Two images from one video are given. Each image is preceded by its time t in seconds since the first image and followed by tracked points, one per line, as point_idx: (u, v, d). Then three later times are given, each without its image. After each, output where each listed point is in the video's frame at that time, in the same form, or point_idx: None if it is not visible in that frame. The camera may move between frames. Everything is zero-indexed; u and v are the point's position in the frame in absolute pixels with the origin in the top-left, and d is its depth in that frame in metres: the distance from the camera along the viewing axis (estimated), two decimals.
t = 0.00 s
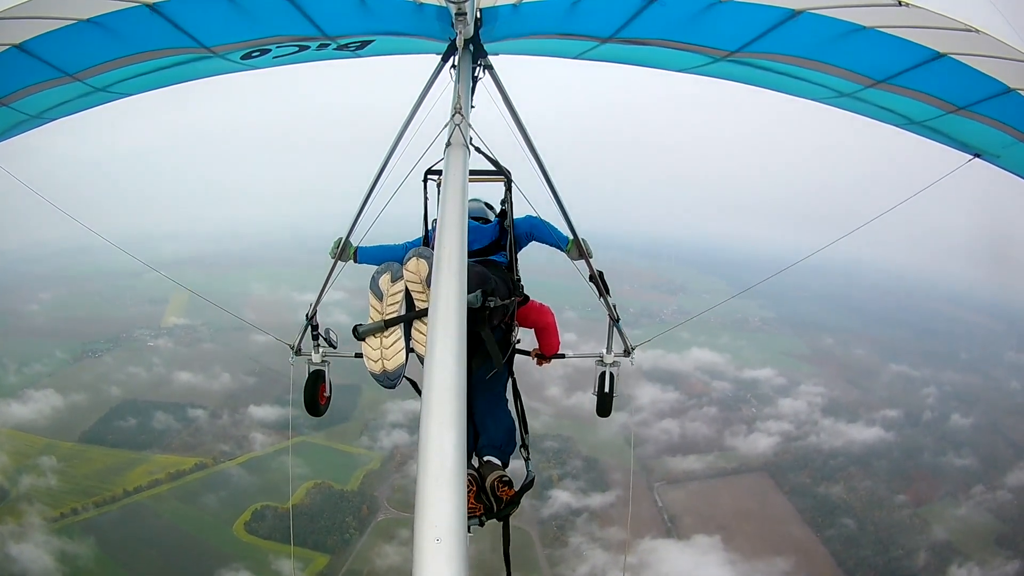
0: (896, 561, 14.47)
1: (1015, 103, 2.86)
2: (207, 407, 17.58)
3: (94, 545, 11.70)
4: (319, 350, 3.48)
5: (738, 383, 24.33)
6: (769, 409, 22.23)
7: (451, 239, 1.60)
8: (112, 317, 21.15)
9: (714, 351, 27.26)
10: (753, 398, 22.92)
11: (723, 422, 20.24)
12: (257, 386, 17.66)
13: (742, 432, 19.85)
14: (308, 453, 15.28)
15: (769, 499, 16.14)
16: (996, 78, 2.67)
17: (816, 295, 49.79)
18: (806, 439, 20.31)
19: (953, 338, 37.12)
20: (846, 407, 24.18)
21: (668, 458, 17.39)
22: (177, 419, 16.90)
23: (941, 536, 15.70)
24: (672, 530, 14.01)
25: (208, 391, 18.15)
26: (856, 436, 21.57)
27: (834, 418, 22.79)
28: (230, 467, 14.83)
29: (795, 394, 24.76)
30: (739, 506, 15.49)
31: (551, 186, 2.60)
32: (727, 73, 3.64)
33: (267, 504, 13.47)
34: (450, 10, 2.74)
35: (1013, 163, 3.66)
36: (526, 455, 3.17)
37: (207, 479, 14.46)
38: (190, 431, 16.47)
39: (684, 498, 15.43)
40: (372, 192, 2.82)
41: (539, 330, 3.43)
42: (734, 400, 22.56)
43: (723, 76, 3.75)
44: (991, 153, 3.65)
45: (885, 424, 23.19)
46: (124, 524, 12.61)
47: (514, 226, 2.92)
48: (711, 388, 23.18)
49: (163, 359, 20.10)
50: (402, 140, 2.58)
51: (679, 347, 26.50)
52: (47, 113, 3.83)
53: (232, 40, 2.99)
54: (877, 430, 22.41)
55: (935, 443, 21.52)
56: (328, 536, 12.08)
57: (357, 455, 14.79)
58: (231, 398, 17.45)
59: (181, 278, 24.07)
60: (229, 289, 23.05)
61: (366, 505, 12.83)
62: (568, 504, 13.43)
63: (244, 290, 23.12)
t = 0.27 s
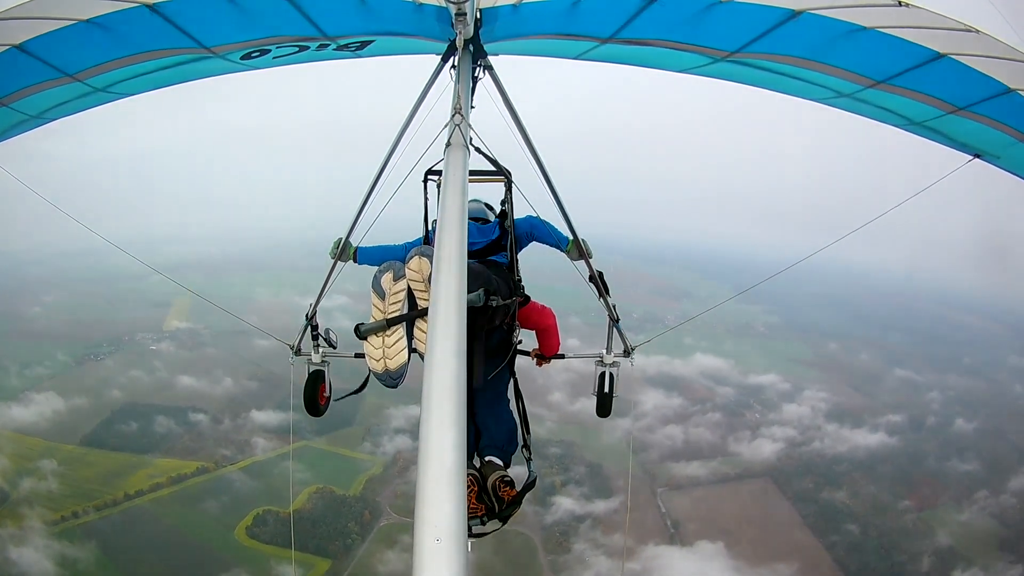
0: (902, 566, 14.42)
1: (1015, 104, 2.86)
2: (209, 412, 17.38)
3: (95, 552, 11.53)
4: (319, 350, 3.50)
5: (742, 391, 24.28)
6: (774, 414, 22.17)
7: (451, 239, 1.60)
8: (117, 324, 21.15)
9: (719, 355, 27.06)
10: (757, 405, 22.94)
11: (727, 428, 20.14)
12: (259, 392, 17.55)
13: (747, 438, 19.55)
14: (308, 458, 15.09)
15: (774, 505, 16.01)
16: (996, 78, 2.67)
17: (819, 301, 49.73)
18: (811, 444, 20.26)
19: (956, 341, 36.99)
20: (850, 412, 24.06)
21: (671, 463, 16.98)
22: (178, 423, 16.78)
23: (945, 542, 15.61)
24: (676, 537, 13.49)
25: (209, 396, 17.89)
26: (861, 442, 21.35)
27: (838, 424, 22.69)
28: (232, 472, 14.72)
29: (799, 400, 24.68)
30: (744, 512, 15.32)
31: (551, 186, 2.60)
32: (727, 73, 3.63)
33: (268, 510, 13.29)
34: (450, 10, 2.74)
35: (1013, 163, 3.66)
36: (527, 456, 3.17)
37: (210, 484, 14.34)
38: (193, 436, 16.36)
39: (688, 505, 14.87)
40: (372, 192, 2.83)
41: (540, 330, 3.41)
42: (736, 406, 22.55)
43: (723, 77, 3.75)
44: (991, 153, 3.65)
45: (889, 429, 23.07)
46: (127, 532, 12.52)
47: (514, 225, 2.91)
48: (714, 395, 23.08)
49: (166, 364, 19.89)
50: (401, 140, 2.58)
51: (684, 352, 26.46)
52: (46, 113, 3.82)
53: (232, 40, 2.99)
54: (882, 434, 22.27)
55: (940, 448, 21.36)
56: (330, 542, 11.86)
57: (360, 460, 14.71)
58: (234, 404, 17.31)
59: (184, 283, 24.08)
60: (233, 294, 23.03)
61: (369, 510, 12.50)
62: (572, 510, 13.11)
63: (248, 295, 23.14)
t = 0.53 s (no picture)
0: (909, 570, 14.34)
1: (1015, 104, 2.86)
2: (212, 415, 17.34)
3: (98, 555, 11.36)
4: (319, 350, 3.49)
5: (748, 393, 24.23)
6: (779, 417, 22.17)
7: (451, 240, 1.60)
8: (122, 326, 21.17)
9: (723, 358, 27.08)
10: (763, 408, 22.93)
11: (732, 430, 19.99)
12: (263, 395, 17.53)
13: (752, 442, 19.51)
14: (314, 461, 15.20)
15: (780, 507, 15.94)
16: (996, 78, 2.67)
17: (824, 305, 49.66)
18: (816, 447, 20.22)
19: (961, 344, 36.89)
20: (855, 415, 24.00)
21: (676, 467, 16.83)
22: (181, 426, 16.84)
23: (950, 545, 15.53)
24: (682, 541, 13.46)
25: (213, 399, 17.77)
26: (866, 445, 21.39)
27: (844, 427, 22.64)
28: (235, 475, 14.81)
29: (805, 403, 24.62)
30: (749, 514, 15.24)
31: (551, 186, 2.61)
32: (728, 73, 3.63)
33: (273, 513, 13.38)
34: (450, 10, 2.74)
35: (1013, 163, 3.66)
36: (524, 456, 3.17)
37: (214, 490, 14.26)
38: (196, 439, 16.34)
39: (694, 509, 14.80)
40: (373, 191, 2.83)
41: (539, 330, 3.41)
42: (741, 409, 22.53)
43: (724, 77, 3.75)
44: (992, 154, 3.65)
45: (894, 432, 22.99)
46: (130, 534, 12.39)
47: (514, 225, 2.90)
48: (719, 397, 23.07)
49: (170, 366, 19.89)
50: (401, 140, 2.58)
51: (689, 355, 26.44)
52: (46, 113, 3.83)
53: (232, 40, 2.99)
54: (887, 437, 22.18)
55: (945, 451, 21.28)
56: (333, 544, 11.73)
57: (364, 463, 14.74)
58: (237, 407, 17.30)
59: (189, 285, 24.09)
60: (237, 296, 23.02)
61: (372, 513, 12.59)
62: (578, 513, 13.02)
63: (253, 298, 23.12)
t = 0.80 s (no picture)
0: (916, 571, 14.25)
1: (1015, 104, 2.86)
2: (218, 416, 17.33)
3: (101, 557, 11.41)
4: (319, 350, 3.49)
5: (754, 393, 24.09)
6: (786, 417, 22.16)
7: (451, 240, 1.60)
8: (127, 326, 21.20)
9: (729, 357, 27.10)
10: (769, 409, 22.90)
11: (739, 431, 19.96)
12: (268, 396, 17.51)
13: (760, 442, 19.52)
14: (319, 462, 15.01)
15: (786, 509, 15.89)
16: (996, 78, 2.68)
17: (831, 305, 49.55)
18: (824, 448, 20.03)
19: (967, 344, 36.82)
20: (861, 416, 23.96)
21: (683, 468, 16.91)
22: (186, 426, 16.75)
23: (956, 546, 15.49)
24: (688, 542, 13.35)
25: (219, 400, 17.78)
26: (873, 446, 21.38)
27: (851, 428, 22.59)
28: (239, 476, 14.70)
29: (812, 403, 24.58)
30: (755, 515, 15.19)
31: (551, 186, 2.61)
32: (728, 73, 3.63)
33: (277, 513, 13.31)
34: (450, 10, 2.74)
35: (1013, 163, 3.66)
36: (521, 455, 3.17)
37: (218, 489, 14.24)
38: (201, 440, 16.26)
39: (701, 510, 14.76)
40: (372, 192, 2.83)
41: (539, 329, 3.42)
42: (749, 409, 22.38)
43: (723, 76, 3.75)
44: (991, 154, 3.65)
45: (900, 432, 22.92)
46: (133, 535, 12.40)
47: (513, 224, 2.91)
48: (726, 397, 23.07)
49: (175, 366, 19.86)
50: (401, 140, 2.58)
51: (695, 355, 26.41)
52: (47, 113, 3.83)
53: (233, 40, 2.99)
54: (893, 438, 22.11)
55: (951, 452, 21.20)
56: (340, 546, 11.71)
57: (370, 465, 14.78)
58: (242, 408, 17.28)
59: (195, 285, 24.10)
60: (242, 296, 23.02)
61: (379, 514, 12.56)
62: (585, 515, 12.90)
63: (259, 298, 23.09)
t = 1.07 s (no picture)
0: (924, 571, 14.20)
1: (1016, 103, 2.86)
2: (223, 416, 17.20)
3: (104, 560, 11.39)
4: (319, 350, 3.49)
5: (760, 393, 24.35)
6: (793, 417, 22.19)
7: (451, 240, 1.59)
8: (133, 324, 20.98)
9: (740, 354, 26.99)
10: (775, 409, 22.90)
11: (747, 431, 20.30)
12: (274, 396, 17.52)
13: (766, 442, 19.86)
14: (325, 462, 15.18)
15: (794, 510, 15.83)
16: (997, 78, 2.67)
17: (838, 303, 49.52)
18: (830, 449, 20.38)
19: (976, 342, 36.70)
20: (868, 416, 23.96)
21: (691, 468, 17.16)
22: (192, 428, 16.88)
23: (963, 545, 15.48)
24: (696, 541, 13.50)
25: (225, 399, 17.43)
26: (879, 446, 21.40)
27: (857, 428, 22.60)
28: (244, 476, 14.89)
29: (818, 403, 24.60)
30: (760, 516, 15.17)
31: (551, 186, 2.61)
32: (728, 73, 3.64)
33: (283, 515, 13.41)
34: (450, 10, 2.74)
35: (1013, 163, 3.65)
36: (522, 455, 3.16)
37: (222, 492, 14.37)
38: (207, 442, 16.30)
39: (709, 511, 14.94)
40: (372, 192, 2.83)
41: (538, 328, 3.41)
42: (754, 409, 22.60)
43: (724, 77, 3.75)
44: (991, 154, 3.64)
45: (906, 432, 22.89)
46: (138, 535, 12.46)
47: (514, 224, 2.91)
48: (733, 397, 23.09)
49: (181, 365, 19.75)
50: (401, 141, 2.58)
51: (702, 354, 26.40)
52: (46, 113, 3.83)
53: (233, 40, 2.99)
54: (900, 438, 22.08)
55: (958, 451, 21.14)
56: (345, 546, 11.63)
57: (376, 465, 14.93)
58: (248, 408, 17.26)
59: (202, 285, 24.11)
60: (249, 295, 22.99)
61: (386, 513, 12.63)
62: (592, 515, 12.74)
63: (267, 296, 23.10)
